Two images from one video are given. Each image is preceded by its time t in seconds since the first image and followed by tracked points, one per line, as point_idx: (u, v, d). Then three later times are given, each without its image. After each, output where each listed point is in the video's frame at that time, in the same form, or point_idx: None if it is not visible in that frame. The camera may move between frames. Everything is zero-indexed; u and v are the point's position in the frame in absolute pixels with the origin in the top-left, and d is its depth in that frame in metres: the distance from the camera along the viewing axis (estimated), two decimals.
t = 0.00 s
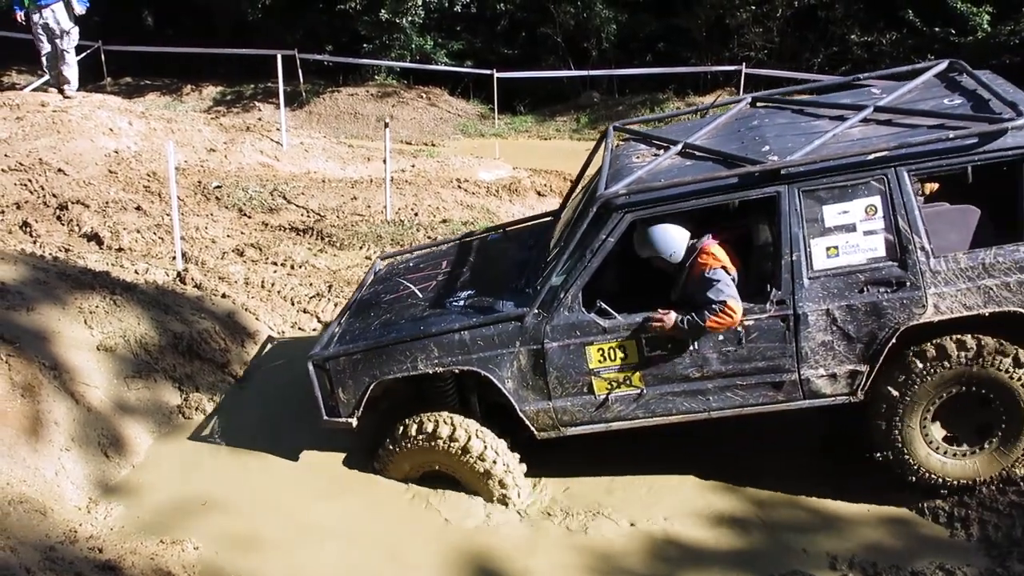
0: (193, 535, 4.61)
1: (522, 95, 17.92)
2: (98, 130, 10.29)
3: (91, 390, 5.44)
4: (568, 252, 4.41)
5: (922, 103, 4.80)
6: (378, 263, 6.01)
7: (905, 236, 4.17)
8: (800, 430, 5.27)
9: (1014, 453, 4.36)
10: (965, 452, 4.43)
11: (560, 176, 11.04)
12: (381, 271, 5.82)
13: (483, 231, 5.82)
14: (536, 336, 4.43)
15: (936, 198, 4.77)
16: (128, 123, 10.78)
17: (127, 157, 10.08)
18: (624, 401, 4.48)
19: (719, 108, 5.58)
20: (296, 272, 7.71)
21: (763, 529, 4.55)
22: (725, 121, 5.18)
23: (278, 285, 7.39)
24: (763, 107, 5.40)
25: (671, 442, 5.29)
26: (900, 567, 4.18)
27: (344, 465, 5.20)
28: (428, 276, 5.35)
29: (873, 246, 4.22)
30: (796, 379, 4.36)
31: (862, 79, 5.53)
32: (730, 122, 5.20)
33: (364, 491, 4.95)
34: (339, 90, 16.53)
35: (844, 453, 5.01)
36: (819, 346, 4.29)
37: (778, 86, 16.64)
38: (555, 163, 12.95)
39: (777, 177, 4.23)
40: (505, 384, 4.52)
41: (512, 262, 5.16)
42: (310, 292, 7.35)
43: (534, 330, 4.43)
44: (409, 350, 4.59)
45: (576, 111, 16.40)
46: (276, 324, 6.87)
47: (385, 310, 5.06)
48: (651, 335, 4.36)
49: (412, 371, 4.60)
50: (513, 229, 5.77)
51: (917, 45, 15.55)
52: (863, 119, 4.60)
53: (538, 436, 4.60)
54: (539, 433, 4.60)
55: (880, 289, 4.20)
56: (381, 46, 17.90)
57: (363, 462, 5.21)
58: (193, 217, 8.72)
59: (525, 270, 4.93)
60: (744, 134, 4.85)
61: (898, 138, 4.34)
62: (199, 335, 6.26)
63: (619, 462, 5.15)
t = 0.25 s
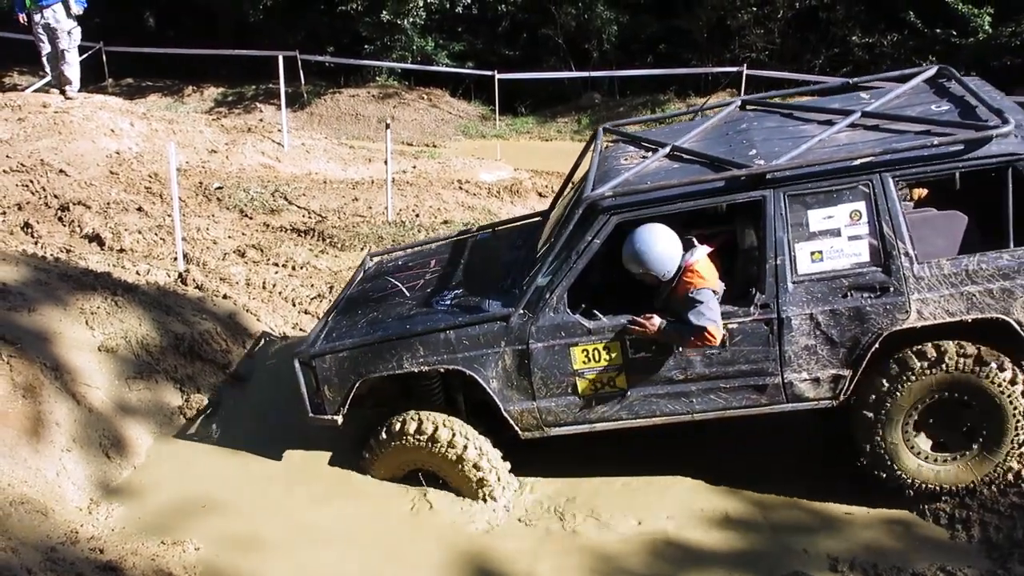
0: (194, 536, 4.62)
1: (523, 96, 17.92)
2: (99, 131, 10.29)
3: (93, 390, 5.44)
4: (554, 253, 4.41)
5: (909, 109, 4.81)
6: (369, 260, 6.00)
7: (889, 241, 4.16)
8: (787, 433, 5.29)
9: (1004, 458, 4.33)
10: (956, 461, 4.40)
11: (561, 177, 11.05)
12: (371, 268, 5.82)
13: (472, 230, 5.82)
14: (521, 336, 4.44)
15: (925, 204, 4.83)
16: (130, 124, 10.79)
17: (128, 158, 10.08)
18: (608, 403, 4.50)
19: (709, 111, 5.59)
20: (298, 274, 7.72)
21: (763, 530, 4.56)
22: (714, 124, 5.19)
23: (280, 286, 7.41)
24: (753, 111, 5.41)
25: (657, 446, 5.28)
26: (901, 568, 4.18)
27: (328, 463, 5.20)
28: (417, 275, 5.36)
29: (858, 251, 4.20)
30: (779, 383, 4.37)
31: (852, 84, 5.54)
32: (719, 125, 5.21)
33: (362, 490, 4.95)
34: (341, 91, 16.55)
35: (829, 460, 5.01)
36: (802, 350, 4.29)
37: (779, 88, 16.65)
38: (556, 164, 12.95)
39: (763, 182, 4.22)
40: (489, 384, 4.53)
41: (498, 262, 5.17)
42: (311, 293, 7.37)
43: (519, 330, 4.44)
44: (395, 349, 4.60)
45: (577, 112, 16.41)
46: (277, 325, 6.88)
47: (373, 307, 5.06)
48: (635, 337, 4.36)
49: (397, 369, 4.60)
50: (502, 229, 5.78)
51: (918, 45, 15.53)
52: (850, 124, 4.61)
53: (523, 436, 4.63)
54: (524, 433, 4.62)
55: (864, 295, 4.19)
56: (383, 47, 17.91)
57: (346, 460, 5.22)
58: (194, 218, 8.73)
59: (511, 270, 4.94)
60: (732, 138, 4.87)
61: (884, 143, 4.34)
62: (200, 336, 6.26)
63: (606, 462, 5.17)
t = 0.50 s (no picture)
0: (196, 536, 4.62)
1: (526, 96, 17.92)
2: (102, 132, 10.30)
3: (97, 390, 5.45)
4: (537, 253, 4.44)
5: (895, 117, 4.85)
6: (358, 255, 6.02)
7: (870, 249, 4.19)
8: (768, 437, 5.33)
9: (991, 447, 4.35)
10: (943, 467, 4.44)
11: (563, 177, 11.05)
12: (360, 263, 5.84)
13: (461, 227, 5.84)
14: (503, 335, 4.45)
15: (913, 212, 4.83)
16: (133, 125, 10.80)
17: (131, 158, 10.08)
18: (589, 403, 4.52)
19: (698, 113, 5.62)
20: (301, 274, 7.73)
21: (765, 531, 4.55)
22: (702, 127, 5.22)
23: (283, 286, 7.43)
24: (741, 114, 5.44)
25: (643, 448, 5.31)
26: (905, 569, 4.18)
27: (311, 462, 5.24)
28: (404, 271, 5.38)
29: (838, 258, 4.24)
30: (759, 387, 4.40)
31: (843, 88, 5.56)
32: (707, 128, 5.24)
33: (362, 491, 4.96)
34: (343, 92, 16.56)
35: (811, 465, 5.04)
36: (782, 355, 4.32)
37: (781, 88, 16.64)
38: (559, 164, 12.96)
39: (747, 188, 4.24)
40: (471, 382, 4.54)
41: (482, 261, 5.20)
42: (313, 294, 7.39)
43: (501, 329, 4.45)
44: (379, 345, 4.61)
45: (580, 113, 16.42)
46: (280, 325, 6.90)
47: (359, 302, 5.08)
48: (616, 338, 4.37)
49: (380, 366, 4.62)
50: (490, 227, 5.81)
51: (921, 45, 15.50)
52: (836, 131, 4.66)
53: (504, 435, 4.63)
54: (505, 432, 4.63)
55: (844, 301, 4.22)
56: (385, 48, 17.94)
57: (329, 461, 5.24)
58: (197, 218, 8.74)
59: (495, 270, 4.96)
60: (718, 142, 4.90)
61: (868, 151, 4.39)
62: (202, 337, 6.29)
63: (590, 463, 5.21)
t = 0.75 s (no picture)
0: (200, 535, 4.62)
1: (529, 96, 17.91)
2: (106, 131, 10.31)
3: (100, 389, 5.48)
4: (518, 251, 4.54)
5: (879, 126, 4.92)
6: (346, 248, 6.10)
7: (848, 256, 4.29)
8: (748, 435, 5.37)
9: (963, 431, 4.35)
10: (927, 470, 4.46)
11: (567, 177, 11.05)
12: (347, 256, 5.93)
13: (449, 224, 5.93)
14: (482, 331, 4.55)
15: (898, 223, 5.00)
16: (137, 125, 10.80)
17: (135, 157, 10.08)
18: (565, 401, 4.60)
19: (685, 117, 5.70)
20: (304, 273, 7.75)
21: (769, 530, 4.55)
22: (687, 131, 5.30)
23: (287, 285, 7.45)
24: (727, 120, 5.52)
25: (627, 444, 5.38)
26: (910, 570, 4.18)
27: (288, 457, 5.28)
28: (390, 265, 5.47)
29: (816, 264, 4.33)
30: (733, 391, 4.49)
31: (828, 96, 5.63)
32: (692, 133, 5.32)
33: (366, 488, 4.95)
34: (347, 91, 16.57)
35: (789, 461, 5.10)
36: (757, 359, 4.41)
37: (786, 88, 16.61)
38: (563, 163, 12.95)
39: (727, 192, 4.34)
40: (450, 377, 4.63)
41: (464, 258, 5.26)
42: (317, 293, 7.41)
43: (481, 326, 4.55)
44: (359, 339, 4.71)
45: (583, 112, 16.42)
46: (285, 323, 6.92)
47: (342, 295, 5.17)
48: (593, 338, 4.46)
49: (360, 358, 4.72)
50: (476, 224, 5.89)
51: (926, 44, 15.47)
52: (819, 138, 4.74)
53: (481, 431, 4.71)
54: (482, 428, 4.72)
55: (821, 308, 4.32)
56: (389, 47, 17.95)
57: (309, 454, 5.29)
58: (201, 217, 8.75)
59: (478, 268, 5.03)
60: (702, 146, 4.99)
61: (849, 158, 4.47)
62: (206, 336, 6.30)
63: (567, 461, 5.26)
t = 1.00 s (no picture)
0: (205, 534, 4.61)
1: (534, 95, 17.91)
2: (112, 130, 10.33)
3: (104, 387, 5.49)
4: (497, 253, 4.57)
5: (862, 139, 4.91)
6: (331, 241, 6.12)
7: (823, 271, 4.32)
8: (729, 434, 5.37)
9: (916, 419, 4.35)
10: (900, 482, 4.48)
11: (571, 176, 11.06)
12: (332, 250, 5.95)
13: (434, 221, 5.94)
14: (459, 333, 4.61)
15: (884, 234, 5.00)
16: (142, 124, 10.82)
17: (141, 156, 10.09)
18: (539, 404, 4.65)
19: (672, 121, 5.69)
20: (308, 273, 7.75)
21: (775, 530, 4.54)
22: (672, 137, 5.30)
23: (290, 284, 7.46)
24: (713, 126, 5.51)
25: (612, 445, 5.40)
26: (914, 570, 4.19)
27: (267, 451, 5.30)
28: (373, 262, 5.49)
29: (792, 277, 4.37)
30: (706, 400, 4.52)
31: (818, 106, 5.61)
32: (677, 138, 5.32)
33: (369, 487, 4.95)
34: (352, 91, 16.57)
35: (764, 461, 5.12)
36: (730, 369, 4.45)
37: (790, 87, 16.59)
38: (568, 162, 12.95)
39: (704, 204, 4.38)
40: (426, 377, 4.68)
41: (447, 258, 5.28)
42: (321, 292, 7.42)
43: (457, 327, 4.61)
44: (337, 336, 4.75)
45: (588, 112, 16.42)
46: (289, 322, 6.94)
47: (323, 291, 5.19)
48: (568, 343, 4.50)
49: (338, 355, 4.76)
50: (460, 221, 5.91)
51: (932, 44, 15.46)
52: (802, 150, 4.74)
53: (456, 431, 4.77)
54: (458, 428, 4.77)
55: (794, 321, 4.36)
56: (393, 47, 17.95)
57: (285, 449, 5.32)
58: (206, 217, 8.76)
59: (459, 269, 5.06)
60: (684, 153, 4.99)
61: (828, 173, 4.48)
62: (210, 335, 6.32)
63: (544, 461, 5.29)
